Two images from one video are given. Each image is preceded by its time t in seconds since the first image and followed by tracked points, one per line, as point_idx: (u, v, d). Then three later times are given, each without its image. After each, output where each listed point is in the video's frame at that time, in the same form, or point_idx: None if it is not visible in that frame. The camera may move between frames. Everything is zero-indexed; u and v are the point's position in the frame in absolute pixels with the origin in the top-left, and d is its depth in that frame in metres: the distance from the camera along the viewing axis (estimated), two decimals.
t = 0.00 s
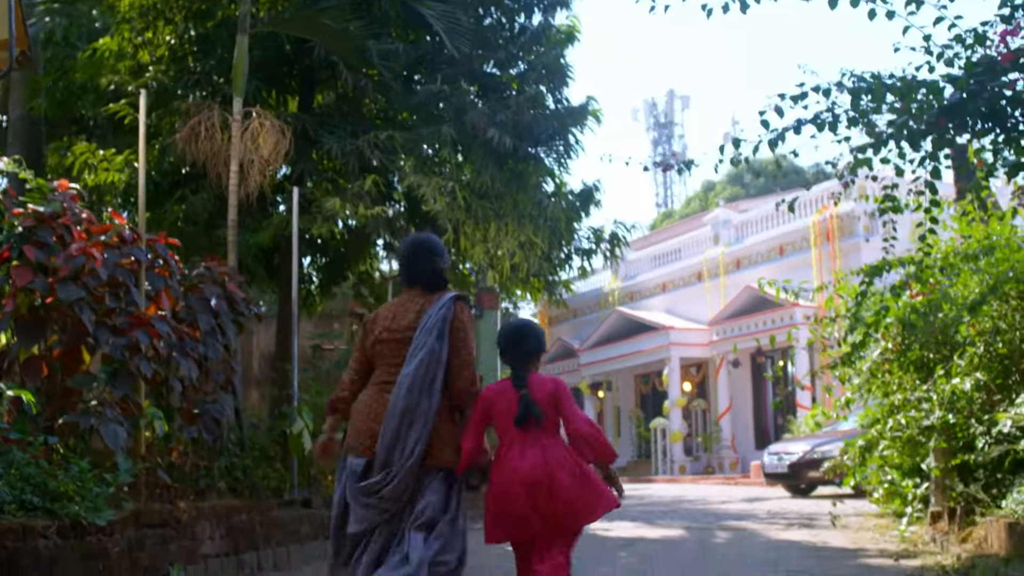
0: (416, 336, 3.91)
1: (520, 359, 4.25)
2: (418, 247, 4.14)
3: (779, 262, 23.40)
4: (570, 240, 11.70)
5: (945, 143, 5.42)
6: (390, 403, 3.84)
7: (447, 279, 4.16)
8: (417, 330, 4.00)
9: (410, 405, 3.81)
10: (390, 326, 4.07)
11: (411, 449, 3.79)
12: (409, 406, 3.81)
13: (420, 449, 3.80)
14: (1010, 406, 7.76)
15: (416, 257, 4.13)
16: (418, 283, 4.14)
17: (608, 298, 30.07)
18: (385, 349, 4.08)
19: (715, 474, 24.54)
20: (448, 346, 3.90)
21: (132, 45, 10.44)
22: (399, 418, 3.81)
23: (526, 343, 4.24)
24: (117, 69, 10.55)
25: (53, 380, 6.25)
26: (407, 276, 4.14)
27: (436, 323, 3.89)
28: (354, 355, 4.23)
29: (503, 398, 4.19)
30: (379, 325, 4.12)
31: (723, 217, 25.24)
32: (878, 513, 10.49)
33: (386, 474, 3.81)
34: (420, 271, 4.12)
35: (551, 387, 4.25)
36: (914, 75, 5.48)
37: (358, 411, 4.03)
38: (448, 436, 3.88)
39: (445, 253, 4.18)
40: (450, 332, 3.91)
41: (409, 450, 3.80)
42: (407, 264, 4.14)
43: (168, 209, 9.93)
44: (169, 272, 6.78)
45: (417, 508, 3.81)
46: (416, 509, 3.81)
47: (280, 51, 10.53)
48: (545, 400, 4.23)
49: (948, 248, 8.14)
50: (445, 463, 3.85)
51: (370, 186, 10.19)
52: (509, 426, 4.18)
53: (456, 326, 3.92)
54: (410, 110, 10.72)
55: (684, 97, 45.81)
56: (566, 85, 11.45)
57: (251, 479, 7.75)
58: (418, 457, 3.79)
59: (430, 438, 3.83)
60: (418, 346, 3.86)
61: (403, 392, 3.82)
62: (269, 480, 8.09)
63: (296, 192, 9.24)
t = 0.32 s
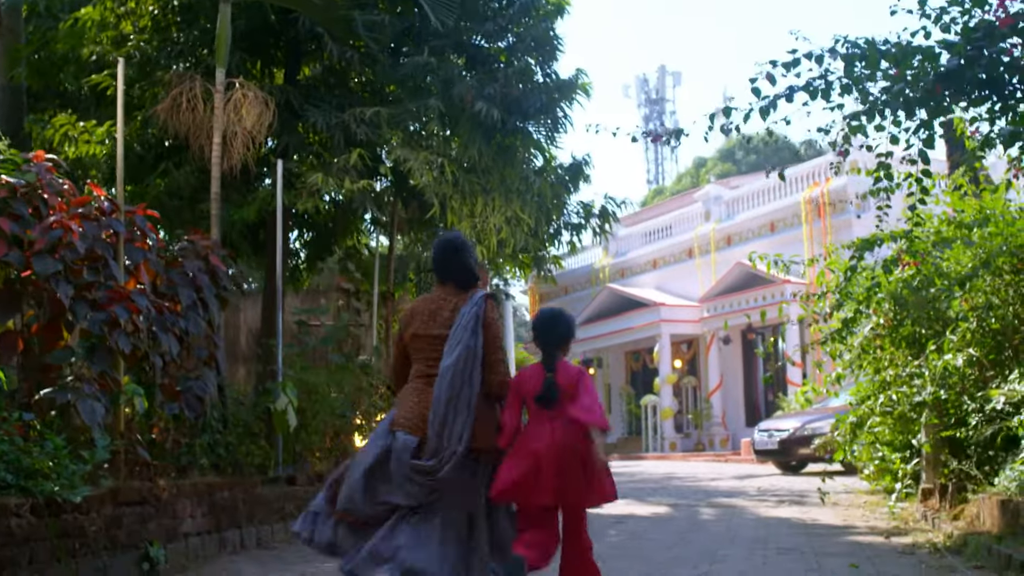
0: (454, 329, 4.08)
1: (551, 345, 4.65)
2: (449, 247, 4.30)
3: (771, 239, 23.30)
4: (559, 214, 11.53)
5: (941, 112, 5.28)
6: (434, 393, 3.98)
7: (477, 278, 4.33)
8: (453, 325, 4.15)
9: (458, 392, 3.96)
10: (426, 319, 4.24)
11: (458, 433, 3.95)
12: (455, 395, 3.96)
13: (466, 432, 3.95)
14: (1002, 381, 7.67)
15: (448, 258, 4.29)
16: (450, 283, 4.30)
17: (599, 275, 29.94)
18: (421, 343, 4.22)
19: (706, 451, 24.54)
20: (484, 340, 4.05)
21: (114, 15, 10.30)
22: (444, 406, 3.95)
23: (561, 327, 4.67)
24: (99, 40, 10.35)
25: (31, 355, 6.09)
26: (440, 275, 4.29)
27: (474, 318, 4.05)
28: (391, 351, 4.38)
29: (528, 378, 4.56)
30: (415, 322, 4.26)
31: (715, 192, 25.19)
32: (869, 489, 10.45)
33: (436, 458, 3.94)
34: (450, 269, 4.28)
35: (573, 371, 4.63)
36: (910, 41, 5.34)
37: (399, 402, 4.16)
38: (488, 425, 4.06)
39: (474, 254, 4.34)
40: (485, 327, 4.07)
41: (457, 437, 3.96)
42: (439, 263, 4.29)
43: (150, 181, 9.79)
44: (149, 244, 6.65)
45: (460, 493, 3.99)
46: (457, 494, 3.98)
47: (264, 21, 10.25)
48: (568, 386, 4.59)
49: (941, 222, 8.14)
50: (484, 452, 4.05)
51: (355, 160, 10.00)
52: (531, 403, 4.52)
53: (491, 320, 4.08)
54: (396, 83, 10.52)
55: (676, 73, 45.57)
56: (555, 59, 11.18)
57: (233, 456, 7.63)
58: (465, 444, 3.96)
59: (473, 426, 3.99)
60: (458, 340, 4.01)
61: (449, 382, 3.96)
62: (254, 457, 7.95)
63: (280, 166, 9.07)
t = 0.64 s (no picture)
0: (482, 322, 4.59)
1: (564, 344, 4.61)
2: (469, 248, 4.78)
3: (768, 234, 23.16)
4: (553, 208, 11.38)
5: (943, 97, 5.16)
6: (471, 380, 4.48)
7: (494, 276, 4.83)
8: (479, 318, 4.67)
9: (494, 377, 4.46)
10: (451, 314, 4.72)
11: (499, 413, 4.47)
12: (491, 379, 4.46)
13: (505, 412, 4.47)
14: (1003, 377, 7.53)
15: (469, 259, 4.77)
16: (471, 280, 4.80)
17: (595, 270, 29.82)
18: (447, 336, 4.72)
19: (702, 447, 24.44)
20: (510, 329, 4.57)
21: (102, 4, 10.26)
22: (483, 391, 4.46)
23: (573, 328, 4.61)
24: (88, 29, 10.22)
25: (10, 349, 5.99)
26: (463, 274, 4.78)
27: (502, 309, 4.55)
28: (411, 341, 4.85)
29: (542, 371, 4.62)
30: (439, 317, 4.75)
31: (711, 188, 25.02)
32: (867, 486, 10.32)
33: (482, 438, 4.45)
34: (471, 269, 4.77)
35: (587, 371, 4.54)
36: (911, 24, 5.21)
37: (432, 389, 4.68)
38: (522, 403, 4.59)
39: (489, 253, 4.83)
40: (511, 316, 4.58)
41: (497, 416, 4.47)
42: (460, 264, 4.79)
43: (138, 173, 9.64)
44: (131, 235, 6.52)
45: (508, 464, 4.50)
46: (506, 467, 4.49)
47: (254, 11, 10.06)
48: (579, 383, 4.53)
49: (941, 214, 8.00)
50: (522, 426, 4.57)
51: (346, 154, 9.72)
52: (544, 396, 4.55)
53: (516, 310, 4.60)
54: (389, 73, 10.38)
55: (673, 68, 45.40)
56: (549, 49, 11.01)
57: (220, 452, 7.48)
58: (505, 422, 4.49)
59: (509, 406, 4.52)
60: (489, 330, 4.50)
61: (488, 368, 4.45)
62: (242, 453, 7.82)
63: (269, 157, 8.91)
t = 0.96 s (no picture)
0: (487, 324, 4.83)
1: (586, 343, 5.21)
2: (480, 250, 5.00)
3: (768, 231, 23.00)
4: (550, 203, 11.20)
5: (946, 83, 5.03)
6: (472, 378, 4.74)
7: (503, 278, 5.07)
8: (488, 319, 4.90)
9: (494, 376, 4.74)
10: (460, 316, 4.95)
11: (495, 410, 4.72)
12: (493, 377, 4.74)
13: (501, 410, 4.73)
14: (1008, 374, 7.37)
15: (481, 261, 4.99)
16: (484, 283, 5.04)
17: (594, 268, 29.65)
18: (460, 336, 4.95)
19: (701, 446, 24.33)
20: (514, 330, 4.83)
21: None
22: (483, 389, 4.73)
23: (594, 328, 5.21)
24: (78, 19, 10.04)
25: None
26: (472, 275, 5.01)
27: (507, 311, 4.81)
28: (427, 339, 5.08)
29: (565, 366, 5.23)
30: (453, 317, 4.97)
31: (711, 185, 24.86)
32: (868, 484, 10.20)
33: (478, 433, 4.69)
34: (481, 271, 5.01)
35: (602, 366, 5.15)
36: (915, 7, 5.07)
37: (441, 387, 4.90)
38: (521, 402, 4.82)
39: (498, 256, 5.05)
40: (516, 319, 4.83)
41: (495, 414, 4.73)
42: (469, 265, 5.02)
43: (127, 166, 9.46)
44: (115, 227, 6.39)
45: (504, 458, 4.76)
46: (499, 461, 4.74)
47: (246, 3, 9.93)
48: (597, 377, 5.13)
49: (943, 209, 7.88)
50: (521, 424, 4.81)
51: (338, 149, 9.56)
52: (567, 391, 5.18)
53: (522, 313, 4.84)
54: (383, 67, 10.22)
55: (673, 65, 45.24)
56: (547, 40, 10.79)
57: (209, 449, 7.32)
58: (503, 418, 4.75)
59: (508, 404, 4.77)
60: (493, 331, 4.77)
61: (489, 365, 4.73)
62: (230, 450, 7.66)
63: (260, 149, 8.74)
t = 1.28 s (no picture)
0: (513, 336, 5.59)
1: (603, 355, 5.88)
2: (506, 265, 5.81)
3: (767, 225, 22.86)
4: (545, 194, 11.04)
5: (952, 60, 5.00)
6: (500, 387, 5.48)
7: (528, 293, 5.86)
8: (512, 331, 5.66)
9: (520, 388, 5.48)
10: (489, 326, 5.75)
11: (521, 418, 5.46)
12: (518, 387, 5.48)
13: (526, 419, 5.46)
14: (1013, 367, 7.22)
15: (508, 274, 5.80)
16: (508, 296, 5.84)
17: (592, 262, 29.49)
18: (485, 344, 5.76)
19: (700, 441, 24.17)
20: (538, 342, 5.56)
21: None
22: (511, 398, 5.46)
23: (607, 336, 5.90)
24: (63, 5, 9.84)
25: None
26: (501, 289, 5.81)
27: (530, 326, 5.54)
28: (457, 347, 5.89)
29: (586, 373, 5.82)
30: (481, 326, 5.78)
31: (710, 178, 24.69)
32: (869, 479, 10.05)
33: (506, 438, 5.42)
34: (509, 285, 5.80)
35: (623, 374, 5.88)
36: None
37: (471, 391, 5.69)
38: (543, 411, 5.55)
39: (524, 269, 5.87)
40: (538, 331, 5.56)
41: (519, 420, 5.46)
42: (501, 281, 5.81)
43: (113, 157, 9.33)
44: (97, 217, 6.22)
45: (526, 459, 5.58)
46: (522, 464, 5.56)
47: None
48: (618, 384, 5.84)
49: (946, 200, 7.73)
50: (543, 429, 5.58)
51: (330, 141, 9.35)
52: (590, 396, 5.81)
53: (543, 326, 5.58)
54: (376, 56, 10.07)
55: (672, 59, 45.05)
56: (543, 29, 10.53)
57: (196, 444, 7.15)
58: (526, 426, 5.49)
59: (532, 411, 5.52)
60: (517, 344, 5.49)
61: (516, 376, 5.46)
62: (218, 445, 7.50)
63: (249, 137, 8.56)
